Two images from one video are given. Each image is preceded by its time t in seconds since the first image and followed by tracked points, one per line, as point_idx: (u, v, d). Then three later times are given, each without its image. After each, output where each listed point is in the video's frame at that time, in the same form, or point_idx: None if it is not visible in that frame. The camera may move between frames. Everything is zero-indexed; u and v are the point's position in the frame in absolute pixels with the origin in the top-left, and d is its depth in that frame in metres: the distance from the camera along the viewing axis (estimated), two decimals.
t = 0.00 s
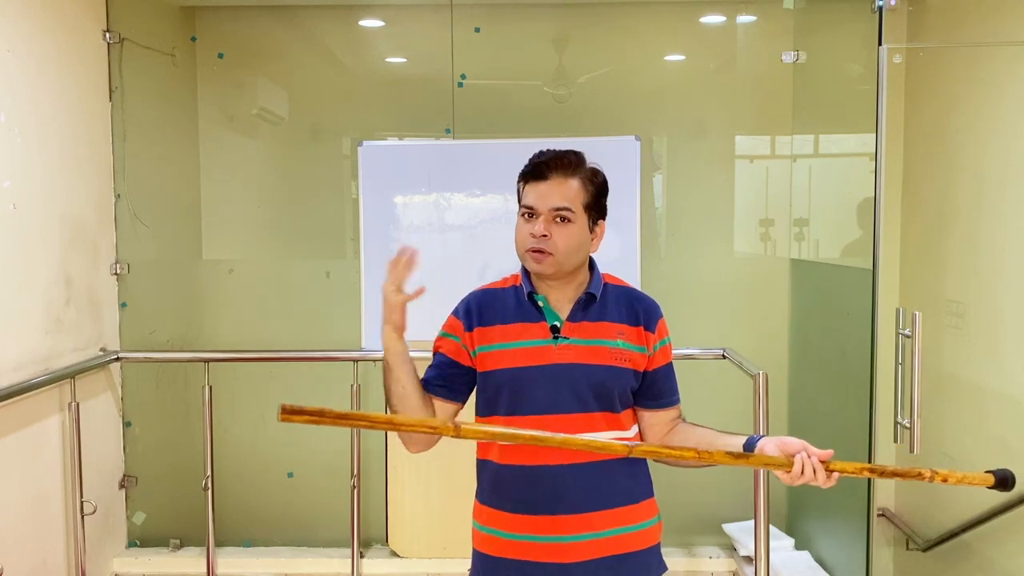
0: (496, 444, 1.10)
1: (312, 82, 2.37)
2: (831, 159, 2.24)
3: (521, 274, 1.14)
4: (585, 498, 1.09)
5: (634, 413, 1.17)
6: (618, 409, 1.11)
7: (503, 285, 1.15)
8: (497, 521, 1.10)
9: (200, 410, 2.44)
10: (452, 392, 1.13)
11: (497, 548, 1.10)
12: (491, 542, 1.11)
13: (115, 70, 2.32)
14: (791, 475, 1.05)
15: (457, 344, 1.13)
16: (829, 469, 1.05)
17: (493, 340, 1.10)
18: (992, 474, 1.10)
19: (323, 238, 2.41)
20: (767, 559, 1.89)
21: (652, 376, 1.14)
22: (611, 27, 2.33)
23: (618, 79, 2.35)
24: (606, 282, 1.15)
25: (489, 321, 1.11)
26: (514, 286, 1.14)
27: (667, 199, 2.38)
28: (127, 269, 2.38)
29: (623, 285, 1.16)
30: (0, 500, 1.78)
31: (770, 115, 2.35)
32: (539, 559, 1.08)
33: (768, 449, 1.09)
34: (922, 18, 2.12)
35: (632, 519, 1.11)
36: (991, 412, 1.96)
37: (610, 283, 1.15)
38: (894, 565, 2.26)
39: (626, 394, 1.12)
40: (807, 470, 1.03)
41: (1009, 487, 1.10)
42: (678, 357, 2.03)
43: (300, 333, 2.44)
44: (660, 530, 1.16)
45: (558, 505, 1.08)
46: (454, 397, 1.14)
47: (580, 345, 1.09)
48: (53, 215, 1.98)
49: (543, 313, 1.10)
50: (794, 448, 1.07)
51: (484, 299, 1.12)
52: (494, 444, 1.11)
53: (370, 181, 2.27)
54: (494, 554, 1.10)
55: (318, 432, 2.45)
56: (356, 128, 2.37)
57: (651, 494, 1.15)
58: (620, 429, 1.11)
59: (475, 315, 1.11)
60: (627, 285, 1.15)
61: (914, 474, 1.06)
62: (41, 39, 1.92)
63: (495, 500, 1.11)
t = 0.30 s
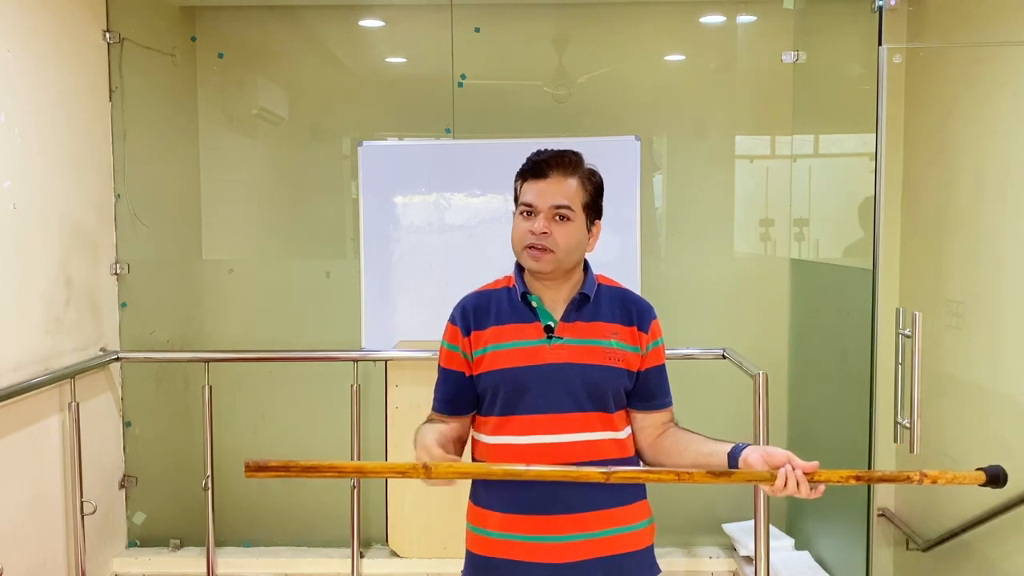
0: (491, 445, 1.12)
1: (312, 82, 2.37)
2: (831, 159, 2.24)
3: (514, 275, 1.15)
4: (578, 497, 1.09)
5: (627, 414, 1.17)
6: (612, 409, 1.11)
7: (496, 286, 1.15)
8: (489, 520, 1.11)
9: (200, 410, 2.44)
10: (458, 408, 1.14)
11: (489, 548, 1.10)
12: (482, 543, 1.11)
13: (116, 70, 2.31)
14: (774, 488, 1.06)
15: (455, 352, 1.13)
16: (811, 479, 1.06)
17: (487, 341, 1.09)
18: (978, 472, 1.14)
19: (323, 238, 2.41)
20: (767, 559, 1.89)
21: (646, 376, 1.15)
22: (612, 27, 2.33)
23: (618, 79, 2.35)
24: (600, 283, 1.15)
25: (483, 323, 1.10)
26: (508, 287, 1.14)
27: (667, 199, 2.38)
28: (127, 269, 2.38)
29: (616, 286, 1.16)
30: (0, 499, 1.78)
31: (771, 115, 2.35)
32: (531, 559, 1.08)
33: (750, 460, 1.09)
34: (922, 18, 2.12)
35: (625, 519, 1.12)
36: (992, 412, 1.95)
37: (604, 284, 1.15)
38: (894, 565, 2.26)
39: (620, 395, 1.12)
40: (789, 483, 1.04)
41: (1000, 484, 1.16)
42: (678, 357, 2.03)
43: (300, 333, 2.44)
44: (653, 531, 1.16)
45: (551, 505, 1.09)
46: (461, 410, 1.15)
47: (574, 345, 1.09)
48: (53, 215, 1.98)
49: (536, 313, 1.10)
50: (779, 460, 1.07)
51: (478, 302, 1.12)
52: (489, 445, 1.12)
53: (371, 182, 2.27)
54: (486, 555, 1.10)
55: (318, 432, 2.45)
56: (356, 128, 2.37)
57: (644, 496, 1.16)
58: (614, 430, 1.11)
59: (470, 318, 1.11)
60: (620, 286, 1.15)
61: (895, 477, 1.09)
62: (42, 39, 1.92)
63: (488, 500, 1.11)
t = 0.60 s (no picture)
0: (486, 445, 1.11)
1: (312, 82, 2.37)
2: (831, 159, 2.24)
3: (509, 275, 1.14)
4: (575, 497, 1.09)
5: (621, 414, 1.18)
6: (607, 409, 1.11)
7: (490, 286, 1.15)
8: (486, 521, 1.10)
9: (199, 410, 2.44)
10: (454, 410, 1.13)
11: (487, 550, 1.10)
12: (482, 546, 1.11)
13: (115, 70, 2.31)
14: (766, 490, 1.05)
15: (450, 351, 1.11)
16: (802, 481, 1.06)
17: (484, 342, 1.09)
18: (969, 462, 1.12)
19: (323, 238, 2.41)
20: (768, 559, 1.89)
21: (639, 377, 1.16)
22: (612, 27, 2.33)
23: (619, 79, 2.35)
24: (595, 285, 1.15)
25: (480, 323, 1.10)
26: (503, 287, 1.13)
27: (667, 199, 2.38)
28: (127, 269, 2.38)
29: (610, 287, 1.17)
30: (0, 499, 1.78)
31: (771, 115, 2.35)
32: (529, 558, 1.08)
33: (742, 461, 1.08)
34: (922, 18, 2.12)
35: (621, 518, 1.12)
36: (992, 412, 1.95)
37: (598, 285, 1.15)
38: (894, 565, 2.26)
39: (614, 395, 1.13)
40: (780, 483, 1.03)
41: (986, 474, 1.13)
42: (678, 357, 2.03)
43: (300, 333, 2.44)
44: (648, 529, 1.17)
45: (548, 504, 1.08)
46: (457, 410, 1.14)
47: (570, 345, 1.09)
48: (52, 215, 1.98)
49: (533, 314, 1.10)
50: (771, 462, 1.06)
51: (474, 301, 1.12)
52: (484, 446, 1.11)
53: (371, 181, 2.27)
54: (485, 557, 1.10)
55: (318, 432, 2.45)
56: (356, 128, 2.37)
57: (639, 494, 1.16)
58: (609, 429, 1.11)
59: (466, 318, 1.10)
60: (614, 288, 1.16)
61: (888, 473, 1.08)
62: (42, 39, 1.92)
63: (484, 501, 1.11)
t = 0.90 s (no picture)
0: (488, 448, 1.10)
1: (312, 82, 2.37)
2: (831, 159, 2.24)
3: (507, 276, 1.14)
4: (578, 495, 1.09)
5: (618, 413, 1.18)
6: (608, 407, 1.12)
7: (488, 286, 1.15)
8: (489, 523, 1.10)
9: (200, 410, 2.44)
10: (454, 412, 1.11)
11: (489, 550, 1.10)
12: (483, 546, 1.10)
13: (115, 70, 2.31)
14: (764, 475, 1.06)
15: (451, 352, 1.10)
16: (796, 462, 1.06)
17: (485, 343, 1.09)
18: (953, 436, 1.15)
19: (324, 238, 2.41)
20: (768, 559, 1.89)
21: (637, 376, 1.17)
22: (612, 27, 2.33)
23: (619, 79, 2.35)
24: (592, 285, 1.16)
25: (480, 324, 1.10)
26: (502, 287, 1.13)
27: (667, 199, 2.38)
28: (127, 269, 2.38)
29: (607, 287, 1.17)
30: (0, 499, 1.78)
31: (771, 115, 2.35)
32: (534, 559, 1.08)
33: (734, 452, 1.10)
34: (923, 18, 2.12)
35: (622, 516, 1.12)
36: (992, 412, 1.95)
37: (595, 284, 1.16)
38: (894, 565, 2.27)
39: (614, 394, 1.13)
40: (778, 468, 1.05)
41: (972, 448, 1.15)
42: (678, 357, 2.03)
43: (300, 333, 2.44)
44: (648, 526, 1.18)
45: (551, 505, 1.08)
46: (457, 413, 1.12)
47: (572, 346, 1.09)
48: (52, 215, 1.98)
49: (533, 314, 1.10)
50: (760, 444, 1.08)
51: (473, 302, 1.12)
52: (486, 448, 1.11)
53: (370, 181, 2.27)
54: (487, 557, 1.10)
55: (318, 432, 2.45)
56: (356, 128, 2.37)
57: (638, 491, 1.17)
58: (609, 427, 1.12)
59: (466, 319, 1.10)
60: (611, 287, 1.16)
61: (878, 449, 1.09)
62: (42, 39, 1.92)
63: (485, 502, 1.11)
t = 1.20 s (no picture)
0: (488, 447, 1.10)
1: (312, 82, 2.37)
2: (831, 159, 2.24)
3: (506, 276, 1.14)
4: (579, 495, 1.09)
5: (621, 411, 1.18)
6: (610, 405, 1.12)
7: (487, 287, 1.14)
8: (489, 522, 1.10)
9: (199, 410, 2.44)
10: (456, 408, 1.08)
11: (491, 550, 1.09)
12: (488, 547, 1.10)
13: (116, 70, 2.32)
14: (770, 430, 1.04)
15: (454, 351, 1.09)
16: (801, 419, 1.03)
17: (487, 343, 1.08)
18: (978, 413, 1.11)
19: (324, 238, 2.41)
20: (768, 559, 1.88)
21: (638, 373, 1.16)
22: (612, 27, 2.33)
23: (619, 79, 2.35)
24: (589, 283, 1.16)
25: (481, 324, 1.09)
26: (501, 287, 1.13)
27: (667, 199, 2.38)
28: (127, 269, 2.38)
29: (605, 284, 1.17)
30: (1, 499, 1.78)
31: (771, 115, 2.35)
32: (534, 558, 1.08)
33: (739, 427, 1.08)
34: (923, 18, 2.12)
35: (624, 514, 1.12)
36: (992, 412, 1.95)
37: (593, 282, 1.16)
38: (893, 565, 2.28)
39: (616, 391, 1.13)
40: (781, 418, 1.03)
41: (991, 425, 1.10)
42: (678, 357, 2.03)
43: (300, 333, 2.44)
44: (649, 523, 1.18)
45: (552, 504, 1.08)
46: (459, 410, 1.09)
47: (573, 346, 1.09)
48: (53, 215, 1.98)
49: (533, 314, 1.10)
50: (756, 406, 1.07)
51: (474, 302, 1.11)
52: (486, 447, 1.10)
53: (370, 181, 2.28)
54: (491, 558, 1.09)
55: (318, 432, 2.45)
56: (356, 128, 2.37)
57: (640, 489, 1.17)
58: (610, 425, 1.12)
59: (467, 319, 1.09)
60: (609, 284, 1.17)
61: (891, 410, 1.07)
62: (42, 39, 1.92)
63: (489, 502, 1.10)
